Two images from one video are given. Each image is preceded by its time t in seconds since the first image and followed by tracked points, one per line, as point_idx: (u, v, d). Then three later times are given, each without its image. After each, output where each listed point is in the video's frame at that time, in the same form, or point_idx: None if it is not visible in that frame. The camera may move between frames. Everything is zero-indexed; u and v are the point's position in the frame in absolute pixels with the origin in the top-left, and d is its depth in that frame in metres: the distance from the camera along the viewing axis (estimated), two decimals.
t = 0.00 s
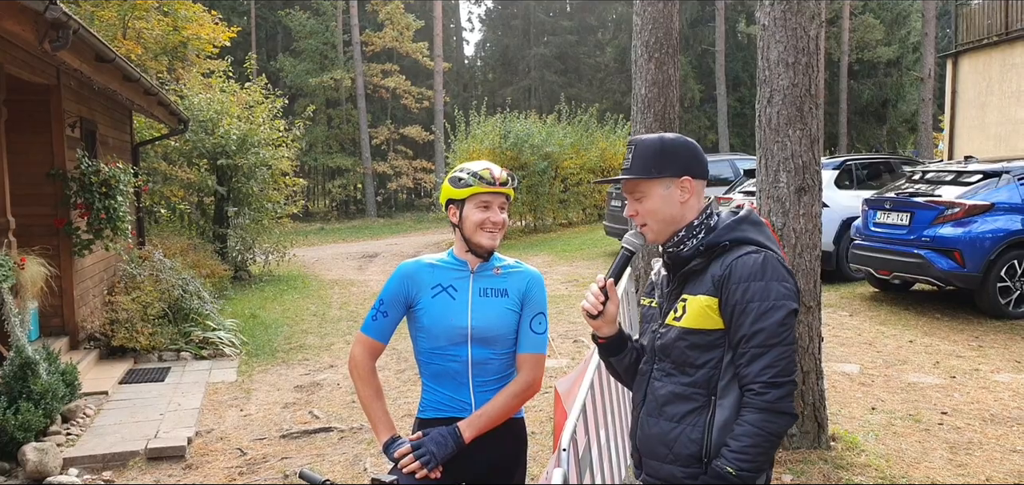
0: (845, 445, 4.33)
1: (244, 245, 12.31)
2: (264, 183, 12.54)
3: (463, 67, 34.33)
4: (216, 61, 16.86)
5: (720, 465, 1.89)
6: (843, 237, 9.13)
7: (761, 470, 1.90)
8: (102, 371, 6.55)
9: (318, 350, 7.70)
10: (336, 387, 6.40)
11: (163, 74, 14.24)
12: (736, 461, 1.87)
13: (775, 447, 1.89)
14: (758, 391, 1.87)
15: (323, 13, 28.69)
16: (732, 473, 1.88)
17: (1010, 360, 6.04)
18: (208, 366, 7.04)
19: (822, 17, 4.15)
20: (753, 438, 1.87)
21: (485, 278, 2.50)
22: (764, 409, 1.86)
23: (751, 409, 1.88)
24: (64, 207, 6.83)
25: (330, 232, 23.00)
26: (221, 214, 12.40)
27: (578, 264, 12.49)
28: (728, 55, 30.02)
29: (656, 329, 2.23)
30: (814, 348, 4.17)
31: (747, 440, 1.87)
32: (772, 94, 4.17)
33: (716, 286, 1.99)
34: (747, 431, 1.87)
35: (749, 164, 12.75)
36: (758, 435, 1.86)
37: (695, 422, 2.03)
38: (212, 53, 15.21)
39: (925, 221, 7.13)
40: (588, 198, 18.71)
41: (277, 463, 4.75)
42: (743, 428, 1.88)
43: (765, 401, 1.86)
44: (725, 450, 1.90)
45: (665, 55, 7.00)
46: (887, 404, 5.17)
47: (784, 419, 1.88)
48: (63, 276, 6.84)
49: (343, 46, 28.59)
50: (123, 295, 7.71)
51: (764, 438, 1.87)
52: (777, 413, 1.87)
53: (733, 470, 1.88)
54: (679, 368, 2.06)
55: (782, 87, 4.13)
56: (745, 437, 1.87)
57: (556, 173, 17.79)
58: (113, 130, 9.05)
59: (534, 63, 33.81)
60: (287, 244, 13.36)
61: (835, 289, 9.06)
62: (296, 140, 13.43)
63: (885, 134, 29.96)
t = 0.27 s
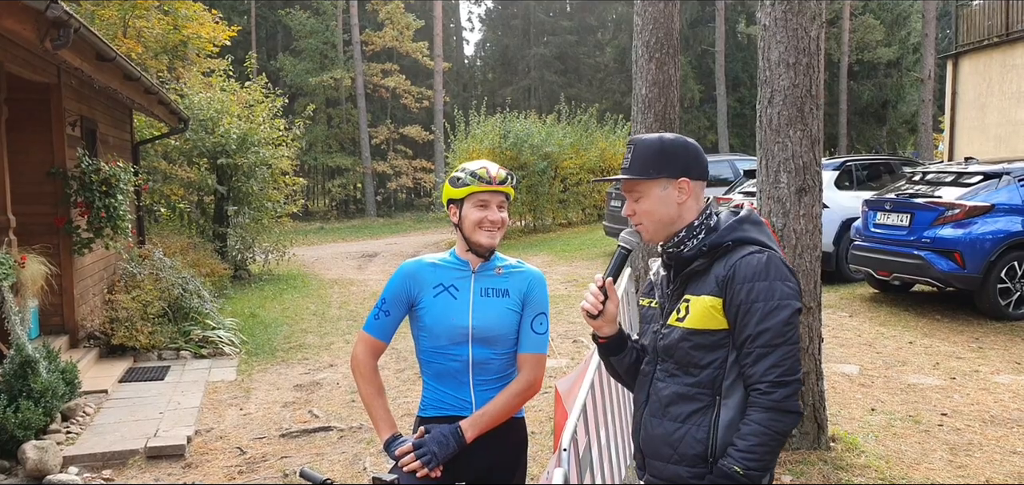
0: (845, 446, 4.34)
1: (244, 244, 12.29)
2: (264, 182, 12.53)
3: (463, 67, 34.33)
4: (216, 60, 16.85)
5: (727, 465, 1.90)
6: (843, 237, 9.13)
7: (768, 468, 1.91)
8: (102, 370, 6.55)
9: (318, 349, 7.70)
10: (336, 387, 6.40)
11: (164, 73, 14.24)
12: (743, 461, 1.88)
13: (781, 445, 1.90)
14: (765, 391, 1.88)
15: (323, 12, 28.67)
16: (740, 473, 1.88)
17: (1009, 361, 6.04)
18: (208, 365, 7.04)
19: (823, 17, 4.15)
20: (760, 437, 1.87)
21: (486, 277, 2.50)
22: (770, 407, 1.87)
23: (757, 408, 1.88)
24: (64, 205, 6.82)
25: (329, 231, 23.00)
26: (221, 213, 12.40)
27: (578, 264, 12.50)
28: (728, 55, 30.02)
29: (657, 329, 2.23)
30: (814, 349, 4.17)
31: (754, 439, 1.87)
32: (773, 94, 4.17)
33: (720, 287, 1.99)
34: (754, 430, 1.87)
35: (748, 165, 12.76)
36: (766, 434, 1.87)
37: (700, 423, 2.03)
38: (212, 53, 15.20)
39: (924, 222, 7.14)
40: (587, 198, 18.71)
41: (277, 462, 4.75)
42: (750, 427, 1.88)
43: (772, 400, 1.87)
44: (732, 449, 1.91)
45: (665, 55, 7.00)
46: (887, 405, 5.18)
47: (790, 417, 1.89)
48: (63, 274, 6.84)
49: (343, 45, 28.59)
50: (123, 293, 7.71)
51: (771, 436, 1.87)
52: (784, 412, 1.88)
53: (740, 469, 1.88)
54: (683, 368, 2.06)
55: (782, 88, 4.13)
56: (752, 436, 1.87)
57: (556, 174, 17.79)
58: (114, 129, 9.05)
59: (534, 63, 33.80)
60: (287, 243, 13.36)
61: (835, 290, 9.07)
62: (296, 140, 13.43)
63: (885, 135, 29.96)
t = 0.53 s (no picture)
0: (844, 446, 4.34)
1: (243, 244, 12.30)
2: (263, 182, 12.52)
3: (462, 67, 34.33)
4: (215, 60, 16.85)
5: (721, 466, 1.91)
6: (842, 238, 9.14)
7: (761, 471, 1.91)
8: (101, 370, 6.55)
9: (317, 350, 7.70)
10: (335, 387, 6.40)
11: (163, 73, 14.23)
12: (736, 463, 1.89)
13: (776, 449, 1.91)
14: (761, 394, 1.88)
15: (322, 13, 28.66)
16: (733, 475, 1.89)
17: (1008, 361, 6.05)
18: (207, 365, 7.04)
19: (822, 18, 4.15)
20: (755, 440, 1.88)
21: (486, 278, 2.50)
22: (766, 411, 1.88)
23: (753, 411, 1.89)
24: (64, 206, 6.82)
25: (328, 232, 23.00)
26: (220, 213, 12.39)
27: (578, 264, 12.50)
28: (727, 55, 30.02)
29: (657, 329, 2.23)
30: (813, 349, 4.17)
31: (749, 442, 1.88)
32: (772, 94, 4.17)
33: (718, 288, 1.99)
34: (749, 433, 1.88)
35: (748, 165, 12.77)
36: (760, 438, 1.87)
37: (695, 424, 2.03)
38: (212, 53, 15.20)
39: (924, 221, 7.14)
40: (586, 198, 18.72)
41: (276, 463, 4.75)
42: (745, 430, 1.89)
43: (768, 404, 1.87)
44: (726, 451, 1.91)
45: (665, 55, 7.00)
46: (886, 405, 5.18)
47: (785, 421, 1.90)
48: (63, 275, 6.84)
49: (343, 45, 28.59)
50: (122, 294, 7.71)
51: (765, 440, 1.88)
52: (779, 416, 1.89)
53: (733, 471, 1.89)
54: (681, 369, 2.06)
55: (782, 88, 4.13)
56: (747, 439, 1.88)
57: (555, 174, 17.80)
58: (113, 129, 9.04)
59: (533, 63, 33.80)
60: (286, 243, 13.36)
61: (834, 290, 9.08)
62: (295, 140, 13.42)
63: (884, 135, 29.98)
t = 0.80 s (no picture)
0: (842, 445, 4.34)
1: (242, 244, 12.32)
2: (261, 182, 12.51)
3: (461, 67, 34.34)
4: (213, 60, 16.83)
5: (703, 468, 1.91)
6: (841, 237, 9.14)
7: (745, 474, 1.90)
8: (99, 371, 6.54)
9: (316, 350, 7.70)
10: (334, 387, 6.40)
11: (162, 73, 14.23)
12: (718, 464, 1.89)
13: (760, 452, 1.89)
14: (745, 397, 1.87)
15: (321, 13, 28.65)
16: (715, 476, 1.89)
17: (1006, 360, 6.05)
18: (206, 365, 7.04)
19: (821, 17, 4.15)
20: (737, 443, 1.87)
21: (485, 277, 2.50)
22: (749, 414, 1.87)
23: (737, 414, 1.88)
24: (62, 206, 6.81)
25: (327, 232, 22.99)
26: (219, 213, 12.40)
27: (576, 264, 12.50)
28: (726, 55, 30.02)
29: (657, 327, 2.24)
30: (812, 348, 4.18)
31: (731, 445, 1.87)
32: (771, 94, 4.17)
33: (709, 290, 1.99)
34: (732, 436, 1.87)
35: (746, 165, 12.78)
36: (743, 440, 1.86)
37: (684, 423, 2.03)
38: (210, 53, 15.20)
39: (922, 221, 7.15)
40: (585, 198, 18.72)
41: (275, 463, 4.75)
42: (728, 432, 1.88)
43: (752, 407, 1.86)
44: (710, 452, 1.91)
45: (663, 55, 7.00)
46: (884, 404, 5.19)
47: (770, 425, 1.88)
48: (61, 275, 6.83)
49: (341, 45, 28.58)
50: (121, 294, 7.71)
51: (748, 443, 1.87)
52: (763, 419, 1.87)
53: (714, 473, 1.90)
54: (674, 368, 2.06)
55: (780, 88, 4.13)
56: (729, 441, 1.87)
57: (554, 174, 17.81)
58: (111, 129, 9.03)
59: (532, 62, 33.81)
60: (285, 243, 13.37)
61: (833, 290, 9.08)
62: (294, 140, 13.42)
63: (882, 135, 30.00)
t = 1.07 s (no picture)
0: (843, 446, 4.35)
1: (241, 245, 12.34)
2: (261, 183, 12.51)
3: (461, 67, 34.34)
4: (213, 60, 16.82)
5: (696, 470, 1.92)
6: (840, 237, 9.15)
7: (738, 476, 1.91)
8: (99, 371, 6.54)
9: (316, 350, 7.71)
10: (334, 387, 6.40)
11: (162, 73, 14.23)
12: (711, 466, 1.90)
13: (753, 455, 1.89)
14: (738, 399, 1.87)
15: (321, 13, 28.64)
16: (707, 477, 1.90)
17: (1006, 361, 6.06)
18: (206, 365, 7.04)
19: (821, 17, 4.16)
20: (729, 445, 1.87)
21: (484, 278, 2.50)
22: (743, 417, 1.87)
23: (730, 417, 1.88)
24: (62, 206, 6.81)
25: (327, 232, 22.99)
26: (219, 214, 12.41)
27: (576, 264, 12.51)
28: (726, 55, 30.03)
29: (655, 328, 2.25)
30: (812, 349, 4.18)
31: (724, 447, 1.88)
32: (770, 94, 4.18)
33: (706, 291, 1.99)
34: (725, 438, 1.88)
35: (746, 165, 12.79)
36: (735, 443, 1.87)
37: (680, 424, 2.04)
38: (210, 53, 15.19)
39: (922, 221, 7.16)
40: (585, 198, 18.73)
41: (275, 463, 4.75)
42: (721, 435, 1.88)
43: (745, 410, 1.86)
44: (704, 454, 1.92)
45: (663, 55, 7.01)
46: (884, 404, 5.19)
47: (763, 428, 1.88)
48: (61, 275, 6.83)
49: (341, 45, 28.58)
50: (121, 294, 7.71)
51: (741, 446, 1.87)
52: (756, 422, 1.88)
53: (707, 475, 1.90)
54: (670, 369, 2.07)
55: (781, 88, 4.14)
56: (722, 444, 1.88)
57: (554, 174, 17.82)
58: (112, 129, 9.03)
59: (532, 63, 33.82)
60: (285, 243, 13.38)
61: (833, 290, 9.09)
62: (294, 140, 13.42)
63: (882, 135, 30.04)
